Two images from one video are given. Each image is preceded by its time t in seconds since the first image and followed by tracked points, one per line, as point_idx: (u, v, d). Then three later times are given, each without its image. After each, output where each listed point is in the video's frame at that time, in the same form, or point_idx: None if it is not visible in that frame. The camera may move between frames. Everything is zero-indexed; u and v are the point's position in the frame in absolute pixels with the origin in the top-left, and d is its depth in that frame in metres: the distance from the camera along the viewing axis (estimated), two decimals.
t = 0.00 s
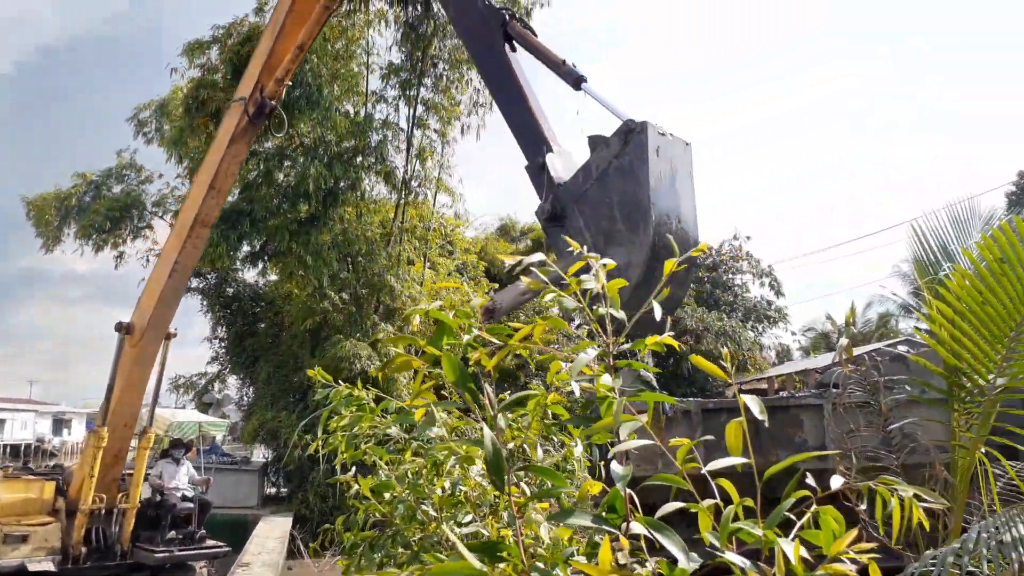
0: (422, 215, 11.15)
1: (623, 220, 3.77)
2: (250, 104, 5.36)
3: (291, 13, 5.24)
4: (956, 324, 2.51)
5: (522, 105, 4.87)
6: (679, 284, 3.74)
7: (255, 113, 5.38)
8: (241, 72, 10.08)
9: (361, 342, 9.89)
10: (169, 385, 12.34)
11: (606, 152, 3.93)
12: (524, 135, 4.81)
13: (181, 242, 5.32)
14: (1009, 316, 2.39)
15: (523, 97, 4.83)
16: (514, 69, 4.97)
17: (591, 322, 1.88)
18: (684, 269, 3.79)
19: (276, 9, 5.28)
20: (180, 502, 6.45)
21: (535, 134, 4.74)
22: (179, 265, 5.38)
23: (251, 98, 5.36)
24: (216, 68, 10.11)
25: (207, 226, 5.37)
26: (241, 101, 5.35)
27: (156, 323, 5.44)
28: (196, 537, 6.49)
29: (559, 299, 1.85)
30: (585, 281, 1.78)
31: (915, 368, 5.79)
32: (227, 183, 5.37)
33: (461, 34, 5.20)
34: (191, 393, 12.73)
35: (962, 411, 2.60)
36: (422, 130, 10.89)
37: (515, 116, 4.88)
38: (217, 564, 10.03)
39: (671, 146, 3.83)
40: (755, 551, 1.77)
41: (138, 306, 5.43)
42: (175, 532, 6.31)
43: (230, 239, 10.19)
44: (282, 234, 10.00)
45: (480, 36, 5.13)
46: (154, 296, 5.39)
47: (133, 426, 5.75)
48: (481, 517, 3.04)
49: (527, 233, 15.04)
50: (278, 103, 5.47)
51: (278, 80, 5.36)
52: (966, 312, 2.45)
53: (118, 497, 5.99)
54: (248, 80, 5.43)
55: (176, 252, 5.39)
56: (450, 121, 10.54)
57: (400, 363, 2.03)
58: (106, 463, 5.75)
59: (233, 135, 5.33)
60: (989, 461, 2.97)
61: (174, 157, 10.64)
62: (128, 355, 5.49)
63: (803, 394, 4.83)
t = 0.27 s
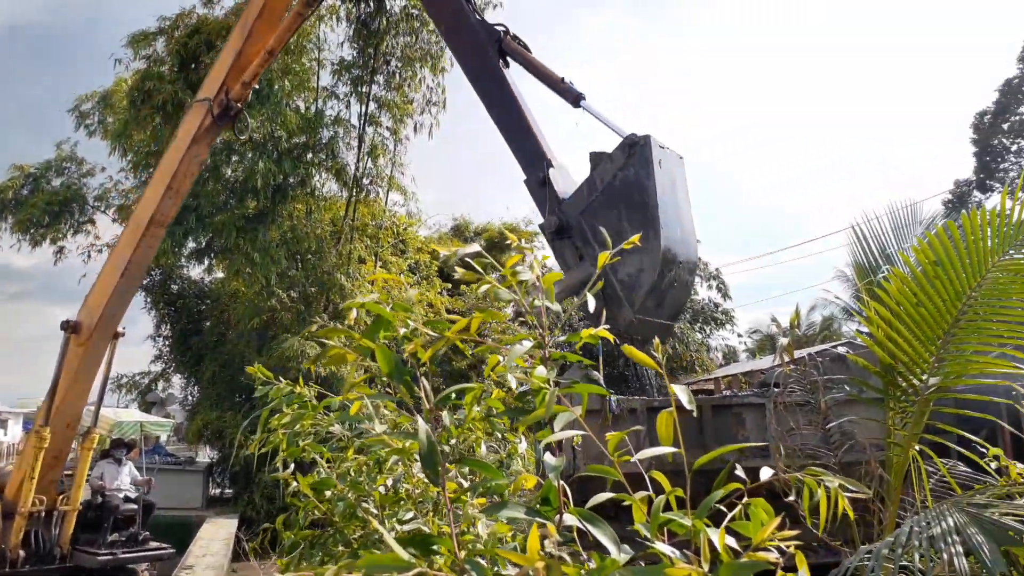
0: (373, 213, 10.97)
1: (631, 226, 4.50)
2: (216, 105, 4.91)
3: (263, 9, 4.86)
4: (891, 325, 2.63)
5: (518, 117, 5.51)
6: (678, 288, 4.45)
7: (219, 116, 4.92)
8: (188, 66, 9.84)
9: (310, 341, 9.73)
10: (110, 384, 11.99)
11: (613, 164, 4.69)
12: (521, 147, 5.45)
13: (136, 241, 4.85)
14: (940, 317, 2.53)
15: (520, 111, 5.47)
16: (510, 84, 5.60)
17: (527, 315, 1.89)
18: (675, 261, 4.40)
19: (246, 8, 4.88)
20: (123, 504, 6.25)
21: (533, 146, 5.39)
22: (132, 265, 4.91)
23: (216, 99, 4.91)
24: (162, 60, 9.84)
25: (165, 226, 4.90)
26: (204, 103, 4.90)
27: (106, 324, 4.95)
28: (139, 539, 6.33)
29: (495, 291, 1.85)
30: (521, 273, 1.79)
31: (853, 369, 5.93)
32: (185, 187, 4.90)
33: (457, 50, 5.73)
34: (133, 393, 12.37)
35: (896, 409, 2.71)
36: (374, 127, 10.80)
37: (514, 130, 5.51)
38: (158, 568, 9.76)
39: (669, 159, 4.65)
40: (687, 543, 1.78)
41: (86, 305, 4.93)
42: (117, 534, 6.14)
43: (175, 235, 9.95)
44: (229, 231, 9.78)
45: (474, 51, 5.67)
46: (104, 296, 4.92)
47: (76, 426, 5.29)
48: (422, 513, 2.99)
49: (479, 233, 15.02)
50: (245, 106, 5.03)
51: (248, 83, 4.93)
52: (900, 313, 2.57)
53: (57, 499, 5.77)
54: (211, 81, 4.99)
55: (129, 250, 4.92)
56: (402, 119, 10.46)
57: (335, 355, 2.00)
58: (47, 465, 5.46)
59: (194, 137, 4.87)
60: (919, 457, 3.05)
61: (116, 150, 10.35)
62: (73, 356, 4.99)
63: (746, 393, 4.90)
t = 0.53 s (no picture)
0: (335, 212, 10.89)
1: (629, 249, 4.79)
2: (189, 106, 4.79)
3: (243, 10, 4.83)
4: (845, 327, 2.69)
5: (511, 142, 5.64)
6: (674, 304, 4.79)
7: (192, 118, 4.78)
8: (147, 59, 9.64)
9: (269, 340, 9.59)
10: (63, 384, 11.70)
11: (605, 188, 4.91)
12: (515, 172, 5.60)
13: (101, 241, 4.63)
14: (892, 319, 2.59)
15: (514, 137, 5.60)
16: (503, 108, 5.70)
17: (480, 313, 1.90)
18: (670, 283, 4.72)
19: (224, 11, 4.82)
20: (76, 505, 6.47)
21: (528, 172, 5.55)
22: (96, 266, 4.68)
23: (190, 101, 4.79)
24: (120, 52, 9.63)
25: (133, 226, 4.70)
26: (178, 103, 4.77)
27: (66, 323, 4.72)
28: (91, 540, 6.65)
29: (449, 288, 1.86)
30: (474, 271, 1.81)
31: (808, 370, 6.04)
32: (155, 186, 4.73)
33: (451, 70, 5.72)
34: (87, 392, 12.08)
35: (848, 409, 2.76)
36: (336, 125, 10.71)
37: (508, 154, 5.66)
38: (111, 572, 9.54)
39: (657, 182, 4.93)
40: (634, 538, 1.80)
41: (45, 304, 4.68)
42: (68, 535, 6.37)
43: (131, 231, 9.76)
44: (187, 227, 9.75)
45: (467, 72, 5.68)
46: (64, 297, 4.68)
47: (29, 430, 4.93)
48: (378, 512, 2.96)
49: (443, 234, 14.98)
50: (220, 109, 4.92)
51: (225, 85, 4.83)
52: (852, 315, 2.64)
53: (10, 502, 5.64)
54: (187, 83, 4.90)
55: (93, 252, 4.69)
56: (365, 117, 10.39)
57: (285, 351, 1.99)
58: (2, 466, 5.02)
59: (166, 137, 4.73)
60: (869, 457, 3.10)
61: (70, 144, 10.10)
62: (29, 356, 4.73)
63: (704, 393, 4.95)
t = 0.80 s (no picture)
0: (305, 209, 10.88)
1: (618, 274, 5.11)
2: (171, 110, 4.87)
3: (225, 17, 4.98)
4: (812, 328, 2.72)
5: (502, 165, 5.65)
6: (664, 326, 5.06)
7: (173, 120, 4.88)
8: (114, 52, 9.48)
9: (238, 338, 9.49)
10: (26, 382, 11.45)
11: (594, 215, 5.26)
12: (506, 196, 5.62)
13: (76, 240, 4.61)
14: (857, 319, 2.63)
15: (505, 161, 5.60)
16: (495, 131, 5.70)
17: (445, 308, 1.89)
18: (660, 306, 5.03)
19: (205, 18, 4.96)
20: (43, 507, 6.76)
21: (518, 196, 5.56)
22: (69, 267, 4.64)
23: (171, 104, 4.88)
24: (86, 45, 9.46)
25: (108, 227, 4.72)
26: (158, 106, 4.85)
27: (34, 327, 4.55)
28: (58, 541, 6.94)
29: (413, 284, 1.85)
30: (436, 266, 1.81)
31: (775, 370, 6.12)
32: (133, 186, 4.79)
33: (443, 93, 5.73)
34: (51, 391, 11.85)
35: (814, 408, 2.79)
36: (307, 122, 10.63)
37: (499, 178, 5.66)
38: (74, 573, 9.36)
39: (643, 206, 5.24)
40: (599, 534, 1.81)
41: (13, 304, 4.48)
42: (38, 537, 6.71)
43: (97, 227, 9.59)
44: (155, 224, 9.60)
45: (459, 94, 5.69)
46: (32, 299, 4.54)
47: None
48: (344, 511, 2.92)
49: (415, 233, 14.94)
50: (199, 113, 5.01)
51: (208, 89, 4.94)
52: (819, 314, 2.67)
53: None
54: (165, 87, 4.97)
55: (65, 254, 4.64)
56: (337, 114, 10.34)
57: (247, 347, 1.98)
58: None
59: (145, 138, 4.80)
60: (832, 455, 3.14)
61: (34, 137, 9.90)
62: None
63: (672, 393, 4.98)
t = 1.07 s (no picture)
0: (286, 209, 10.84)
1: (609, 281, 5.17)
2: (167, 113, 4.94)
3: (219, 24, 5.12)
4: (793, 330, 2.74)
5: (496, 180, 5.68)
6: (655, 333, 5.14)
7: (166, 124, 4.97)
8: (94, 48, 9.38)
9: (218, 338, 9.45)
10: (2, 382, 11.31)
11: (580, 225, 5.32)
12: (500, 210, 5.66)
13: (63, 241, 4.61)
14: (837, 321, 2.65)
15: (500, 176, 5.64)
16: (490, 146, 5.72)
17: (426, 307, 1.89)
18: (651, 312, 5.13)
19: (199, 24, 5.08)
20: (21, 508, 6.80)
21: (512, 211, 5.62)
22: (54, 269, 4.63)
23: (164, 108, 4.97)
24: (66, 41, 9.35)
25: (96, 229, 4.77)
26: (151, 109, 4.93)
27: (14, 330, 4.47)
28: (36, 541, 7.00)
29: (395, 283, 1.84)
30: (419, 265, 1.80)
31: (756, 372, 6.16)
32: (124, 188, 4.87)
33: (440, 107, 5.71)
34: (28, 391, 11.70)
35: (794, 409, 2.81)
36: (289, 121, 10.58)
37: (492, 192, 5.69)
38: None
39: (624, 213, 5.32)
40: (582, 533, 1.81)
41: None
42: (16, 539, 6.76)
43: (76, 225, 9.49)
44: (134, 223, 9.47)
45: (455, 109, 5.68)
46: (15, 300, 4.46)
47: None
48: (326, 512, 2.91)
49: (398, 233, 14.92)
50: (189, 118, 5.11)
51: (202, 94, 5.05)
52: (800, 318, 2.69)
53: None
54: (155, 91, 5.04)
55: (49, 256, 4.62)
56: (319, 113, 10.30)
57: (226, 347, 1.96)
58: None
59: (138, 141, 4.88)
60: (813, 456, 3.16)
61: (11, 134, 9.77)
62: None
63: (654, 394, 4.99)
